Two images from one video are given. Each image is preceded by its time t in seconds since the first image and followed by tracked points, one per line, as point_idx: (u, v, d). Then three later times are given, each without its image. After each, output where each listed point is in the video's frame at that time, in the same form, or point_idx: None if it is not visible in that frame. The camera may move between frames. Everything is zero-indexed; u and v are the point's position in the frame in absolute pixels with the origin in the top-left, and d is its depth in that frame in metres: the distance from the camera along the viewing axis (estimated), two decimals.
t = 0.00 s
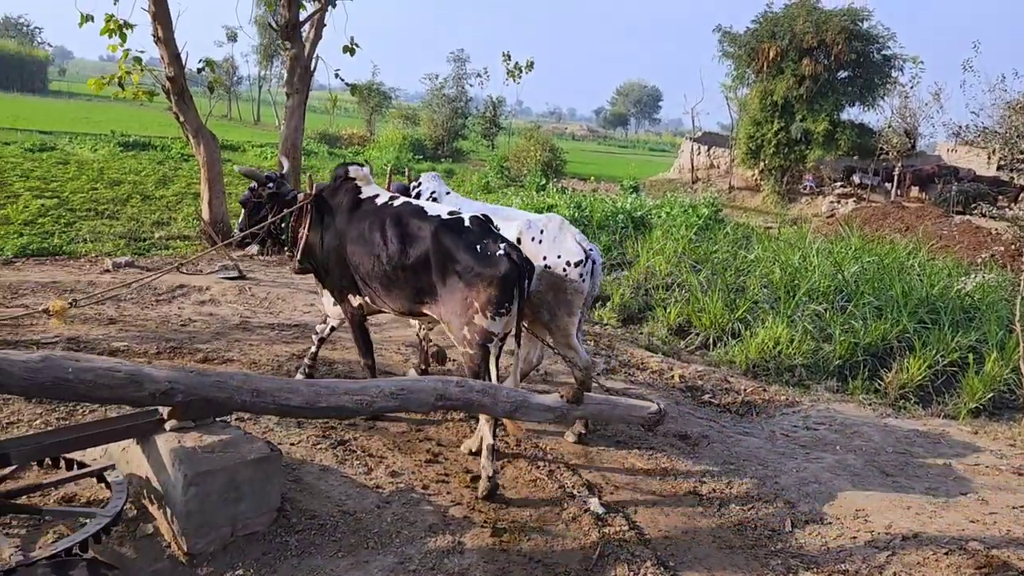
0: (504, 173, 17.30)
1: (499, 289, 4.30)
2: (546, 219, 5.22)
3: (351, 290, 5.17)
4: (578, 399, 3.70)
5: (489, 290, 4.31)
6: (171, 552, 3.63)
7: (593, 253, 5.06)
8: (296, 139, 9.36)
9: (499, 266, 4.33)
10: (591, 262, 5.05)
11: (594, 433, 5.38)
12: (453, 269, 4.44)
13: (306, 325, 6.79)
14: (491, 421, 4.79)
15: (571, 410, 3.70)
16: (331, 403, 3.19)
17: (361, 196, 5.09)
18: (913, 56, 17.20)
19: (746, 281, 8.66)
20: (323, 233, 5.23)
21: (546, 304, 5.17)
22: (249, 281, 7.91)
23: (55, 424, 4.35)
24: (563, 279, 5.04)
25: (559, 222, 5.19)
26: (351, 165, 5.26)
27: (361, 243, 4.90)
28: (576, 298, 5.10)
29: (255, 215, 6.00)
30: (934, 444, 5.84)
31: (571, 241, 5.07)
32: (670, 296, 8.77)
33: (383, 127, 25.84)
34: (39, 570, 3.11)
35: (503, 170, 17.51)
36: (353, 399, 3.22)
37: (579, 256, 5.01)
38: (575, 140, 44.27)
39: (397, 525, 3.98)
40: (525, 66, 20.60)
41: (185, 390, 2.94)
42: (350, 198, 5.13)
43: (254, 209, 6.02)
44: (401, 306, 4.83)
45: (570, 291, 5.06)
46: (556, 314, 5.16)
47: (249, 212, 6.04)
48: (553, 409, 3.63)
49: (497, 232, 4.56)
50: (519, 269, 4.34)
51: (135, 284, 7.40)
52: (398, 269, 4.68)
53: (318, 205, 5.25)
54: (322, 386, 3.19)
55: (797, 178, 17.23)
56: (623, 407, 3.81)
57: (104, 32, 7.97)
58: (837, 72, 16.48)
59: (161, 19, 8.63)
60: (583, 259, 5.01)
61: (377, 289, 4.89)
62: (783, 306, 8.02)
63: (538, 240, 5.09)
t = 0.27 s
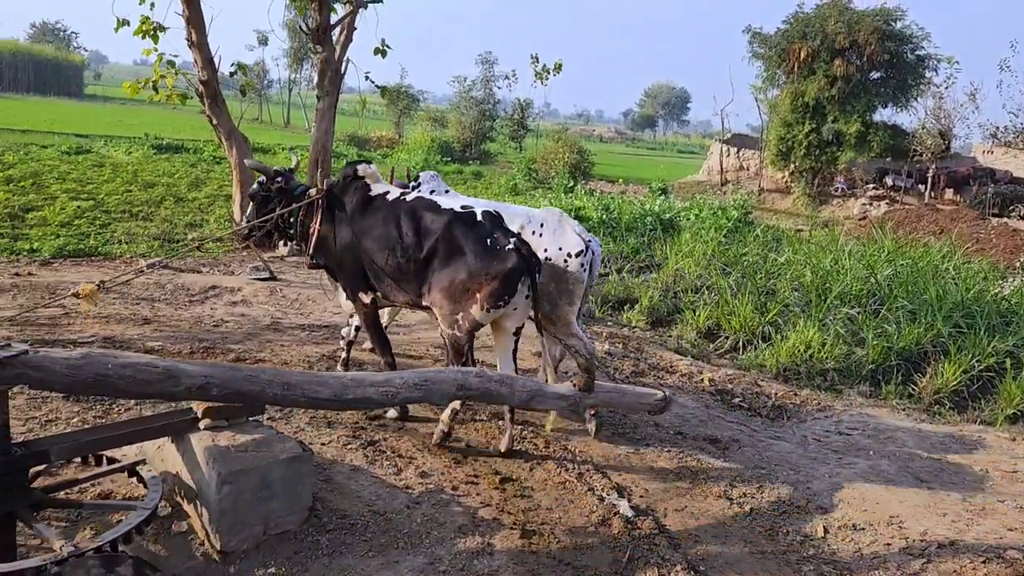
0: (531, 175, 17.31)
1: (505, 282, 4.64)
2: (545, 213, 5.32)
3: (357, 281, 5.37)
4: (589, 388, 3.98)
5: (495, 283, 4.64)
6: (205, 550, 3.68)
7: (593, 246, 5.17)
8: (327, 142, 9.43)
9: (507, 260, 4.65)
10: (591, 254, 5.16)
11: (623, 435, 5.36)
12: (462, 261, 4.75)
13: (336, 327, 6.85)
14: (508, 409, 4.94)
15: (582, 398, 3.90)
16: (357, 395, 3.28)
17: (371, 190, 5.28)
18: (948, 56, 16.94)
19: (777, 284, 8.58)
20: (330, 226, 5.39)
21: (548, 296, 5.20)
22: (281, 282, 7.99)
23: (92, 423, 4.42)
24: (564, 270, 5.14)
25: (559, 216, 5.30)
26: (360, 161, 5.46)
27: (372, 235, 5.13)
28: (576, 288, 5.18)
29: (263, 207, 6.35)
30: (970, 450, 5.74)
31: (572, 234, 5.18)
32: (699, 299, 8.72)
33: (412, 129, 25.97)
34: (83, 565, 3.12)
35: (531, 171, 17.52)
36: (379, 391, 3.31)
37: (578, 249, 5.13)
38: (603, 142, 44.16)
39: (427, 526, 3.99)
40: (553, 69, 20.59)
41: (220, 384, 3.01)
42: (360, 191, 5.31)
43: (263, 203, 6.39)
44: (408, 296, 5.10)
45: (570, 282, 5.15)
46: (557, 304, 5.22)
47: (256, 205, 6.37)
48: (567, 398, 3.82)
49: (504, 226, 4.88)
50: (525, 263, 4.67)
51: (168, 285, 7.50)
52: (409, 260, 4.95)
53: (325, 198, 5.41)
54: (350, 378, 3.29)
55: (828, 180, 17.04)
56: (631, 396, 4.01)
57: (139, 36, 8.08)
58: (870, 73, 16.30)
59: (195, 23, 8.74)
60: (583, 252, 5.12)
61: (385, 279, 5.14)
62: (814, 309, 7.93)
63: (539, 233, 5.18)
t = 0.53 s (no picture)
0: (559, 177, 17.31)
1: (500, 283, 4.65)
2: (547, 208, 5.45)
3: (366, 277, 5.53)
4: (598, 376, 3.90)
5: (491, 283, 4.67)
6: (237, 548, 3.71)
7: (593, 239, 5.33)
8: (356, 145, 9.49)
9: (503, 261, 4.66)
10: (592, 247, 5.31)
11: (652, 438, 5.34)
12: (460, 260, 4.81)
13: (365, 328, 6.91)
14: (526, 401, 5.10)
15: (593, 388, 3.90)
16: (382, 388, 3.38)
17: (381, 188, 5.43)
18: (983, 56, 16.67)
19: (807, 287, 8.50)
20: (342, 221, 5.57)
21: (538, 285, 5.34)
22: (310, 284, 8.07)
23: (127, 422, 4.49)
24: (562, 261, 5.26)
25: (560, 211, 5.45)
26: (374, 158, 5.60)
27: (380, 232, 5.28)
28: (570, 280, 5.33)
29: (268, 204, 6.20)
30: (1006, 456, 5.65)
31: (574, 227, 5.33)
32: (728, 302, 8.67)
33: (439, 131, 26.05)
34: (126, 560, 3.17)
35: (558, 174, 17.52)
36: (401, 383, 3.41)
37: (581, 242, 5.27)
38: (630, 144, 43.98)
39: (455, 527, 4.00)
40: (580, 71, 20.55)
41: (252, 379, 3.09)
42: (370, 189, 5.48)
43: (267, 198, 6.24)
44: (413, 292, 5.22)
45: (565, 272, 5.29)
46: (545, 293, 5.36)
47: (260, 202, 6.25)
48: (579, 388, 3.86)
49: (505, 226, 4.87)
50: (522, 264, 4.66)
51: (200, 286, 7.60)
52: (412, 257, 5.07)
53: (339, 194, 5.59)
54: (375, 371, 3.39)
55: (860, 182, 16.83)
56: (637, 384, 4.04)
57: (172, 41, 8.19)
58: (902, 74, 16.11)
59: (227, 28, 8.84)
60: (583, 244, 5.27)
61: (392, 275, 5.28)
62: (845, 312, 7.84)
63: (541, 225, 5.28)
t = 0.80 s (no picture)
0: (584, 180, 17.30)
1: (498, 276, 4.71)
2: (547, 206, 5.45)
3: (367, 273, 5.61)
4: (604, 370, 3.84)
5: (489, 276, 4.73)
6: (266, 549, 3.75)
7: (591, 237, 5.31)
8: (382, 148, 9.54)
9: (501, 252, 4.73)
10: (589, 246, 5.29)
11: (678, 442, 5.31)
12: (459, 254, 4.88)
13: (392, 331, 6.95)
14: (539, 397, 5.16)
15: (599, 380, 3.85)
16: (401, 383, 3.38)
17: (380, 185, 5.51)
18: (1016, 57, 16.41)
19: (835, 290, 8.43)
20: (342, 219, 5.65)
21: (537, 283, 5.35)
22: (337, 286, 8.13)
23: (158, 422, 4.55)
24: (561, 260, 5.24)
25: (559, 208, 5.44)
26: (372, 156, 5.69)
27: (380, 228, 5.36)
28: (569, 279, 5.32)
29: (270, 208, 6.23)
30: None
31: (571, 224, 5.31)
32: (755, 305, 8.61)
33: (464, 134, 26.13)
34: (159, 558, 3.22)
35: (583, 177, 17.50)
36: (421, 378, 3.41)
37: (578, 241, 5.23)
38: (655, 147, 43.86)
39: (482, 530, 4.01)
40: (605, 74, 20.51)
41: (280, 377, 3.13)
42: (370, 186, 5.56)
43: (267, 202, 6.26)
44: (414, 287, 5.30)
45: (564, 271, 5.28)
46: (545, 293, 5.39)
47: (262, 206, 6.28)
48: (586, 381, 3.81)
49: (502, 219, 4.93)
50: (519, 256, 4.72)
51: (229, 288, 7.68)
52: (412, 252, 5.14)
53: (337, 192, 5.68)
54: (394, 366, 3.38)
55: (889, 185, 16.65)
56: (642, 376, 3.95)
57: (203, 46, 8.29)
58: (932, 75, 15.92)
59: (256, 32, 8.92)
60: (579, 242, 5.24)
61: (392, 270, 5.36)
62: (874, 317, 7.76)
63: (540, 222, 5.29)
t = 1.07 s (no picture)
0: (610, 184, 17.27)
1: (510, 272, 4.77)
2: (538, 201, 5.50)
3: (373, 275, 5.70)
4: (609, 363, 3.98)
5: (501, 274, 4.79)
6: (296, 550, 3.77)
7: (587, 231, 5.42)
8: (410, 152, 9.58)
9: (509, 249, 4.79)
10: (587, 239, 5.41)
11: (707, 448, 5.27)
12: (468, 252, 4.95)
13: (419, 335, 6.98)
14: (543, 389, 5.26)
15: (604, 374, 3.97)
16: (420, 379, 3.42)
17: (381, 187, 5.63)
18: None
19: (866, 295, 8.34)
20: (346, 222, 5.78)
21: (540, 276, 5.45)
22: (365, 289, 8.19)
23: (189, 423, 4.61)
24: (560, 253, 5.35)
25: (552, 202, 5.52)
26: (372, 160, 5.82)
27: (383, 229, 5.46)
28: (569, 271, 5.42)
29: (275, 211, 6.48)
30: None
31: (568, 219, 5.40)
32: (784, 310, 8.54)
33: (490, 138, 26.19)
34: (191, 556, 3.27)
35: (610, 180, 17.48)
36: (440, 374, 3.47)
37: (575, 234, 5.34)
38: (682, 150, 43.68)
39: (510, 534, 4.00)
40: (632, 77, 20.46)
41: (307, 375, 3.18)
42: (371, 189, 5.68)
43: (272, 205, 6.50)
44: (422, 288, 5.36)
45: (564, 263, 5.39)
46: (549, 287, 5.48)
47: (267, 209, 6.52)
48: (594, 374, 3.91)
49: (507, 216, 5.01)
50: (529, 251, 4.79)
51: (258, 291, 7.75)
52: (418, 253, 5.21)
53: (342, 196, 5.84)
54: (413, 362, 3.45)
55: (920, 189, 16.43)
56: (646, 369, 4.10)
57: (233, 52, 8.39)
58: (965, 77, 15.70)
59: (285, 38, 9.01)
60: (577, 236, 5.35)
61: (397, 271, 5.44)
62: (906, 322, 7.66)
63: (536, 217, 5.34)
